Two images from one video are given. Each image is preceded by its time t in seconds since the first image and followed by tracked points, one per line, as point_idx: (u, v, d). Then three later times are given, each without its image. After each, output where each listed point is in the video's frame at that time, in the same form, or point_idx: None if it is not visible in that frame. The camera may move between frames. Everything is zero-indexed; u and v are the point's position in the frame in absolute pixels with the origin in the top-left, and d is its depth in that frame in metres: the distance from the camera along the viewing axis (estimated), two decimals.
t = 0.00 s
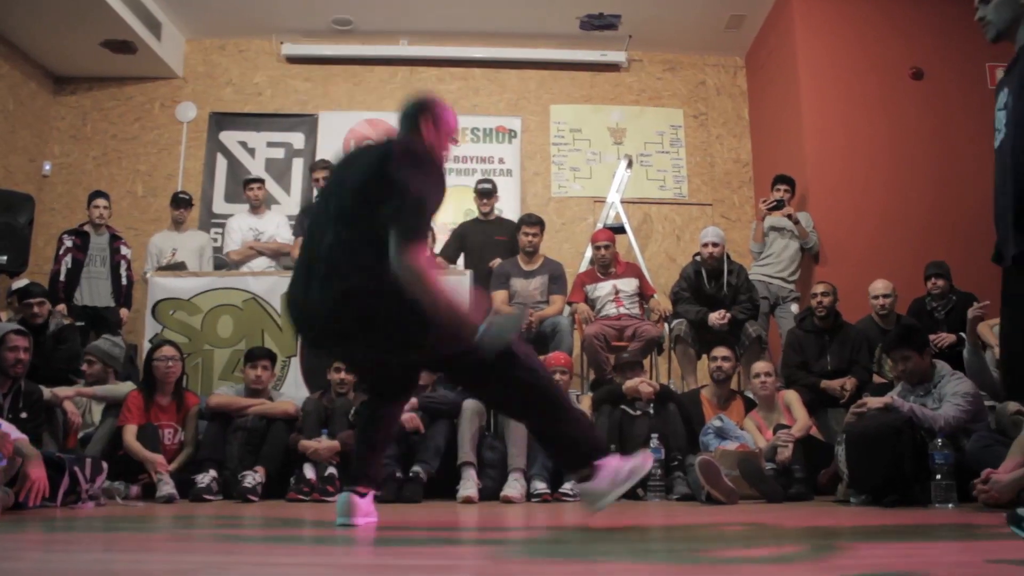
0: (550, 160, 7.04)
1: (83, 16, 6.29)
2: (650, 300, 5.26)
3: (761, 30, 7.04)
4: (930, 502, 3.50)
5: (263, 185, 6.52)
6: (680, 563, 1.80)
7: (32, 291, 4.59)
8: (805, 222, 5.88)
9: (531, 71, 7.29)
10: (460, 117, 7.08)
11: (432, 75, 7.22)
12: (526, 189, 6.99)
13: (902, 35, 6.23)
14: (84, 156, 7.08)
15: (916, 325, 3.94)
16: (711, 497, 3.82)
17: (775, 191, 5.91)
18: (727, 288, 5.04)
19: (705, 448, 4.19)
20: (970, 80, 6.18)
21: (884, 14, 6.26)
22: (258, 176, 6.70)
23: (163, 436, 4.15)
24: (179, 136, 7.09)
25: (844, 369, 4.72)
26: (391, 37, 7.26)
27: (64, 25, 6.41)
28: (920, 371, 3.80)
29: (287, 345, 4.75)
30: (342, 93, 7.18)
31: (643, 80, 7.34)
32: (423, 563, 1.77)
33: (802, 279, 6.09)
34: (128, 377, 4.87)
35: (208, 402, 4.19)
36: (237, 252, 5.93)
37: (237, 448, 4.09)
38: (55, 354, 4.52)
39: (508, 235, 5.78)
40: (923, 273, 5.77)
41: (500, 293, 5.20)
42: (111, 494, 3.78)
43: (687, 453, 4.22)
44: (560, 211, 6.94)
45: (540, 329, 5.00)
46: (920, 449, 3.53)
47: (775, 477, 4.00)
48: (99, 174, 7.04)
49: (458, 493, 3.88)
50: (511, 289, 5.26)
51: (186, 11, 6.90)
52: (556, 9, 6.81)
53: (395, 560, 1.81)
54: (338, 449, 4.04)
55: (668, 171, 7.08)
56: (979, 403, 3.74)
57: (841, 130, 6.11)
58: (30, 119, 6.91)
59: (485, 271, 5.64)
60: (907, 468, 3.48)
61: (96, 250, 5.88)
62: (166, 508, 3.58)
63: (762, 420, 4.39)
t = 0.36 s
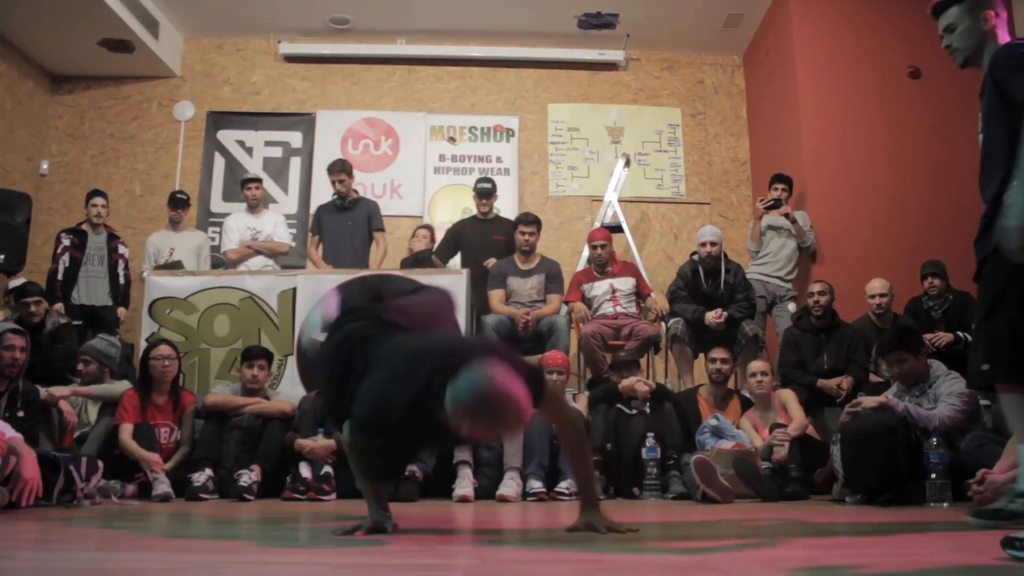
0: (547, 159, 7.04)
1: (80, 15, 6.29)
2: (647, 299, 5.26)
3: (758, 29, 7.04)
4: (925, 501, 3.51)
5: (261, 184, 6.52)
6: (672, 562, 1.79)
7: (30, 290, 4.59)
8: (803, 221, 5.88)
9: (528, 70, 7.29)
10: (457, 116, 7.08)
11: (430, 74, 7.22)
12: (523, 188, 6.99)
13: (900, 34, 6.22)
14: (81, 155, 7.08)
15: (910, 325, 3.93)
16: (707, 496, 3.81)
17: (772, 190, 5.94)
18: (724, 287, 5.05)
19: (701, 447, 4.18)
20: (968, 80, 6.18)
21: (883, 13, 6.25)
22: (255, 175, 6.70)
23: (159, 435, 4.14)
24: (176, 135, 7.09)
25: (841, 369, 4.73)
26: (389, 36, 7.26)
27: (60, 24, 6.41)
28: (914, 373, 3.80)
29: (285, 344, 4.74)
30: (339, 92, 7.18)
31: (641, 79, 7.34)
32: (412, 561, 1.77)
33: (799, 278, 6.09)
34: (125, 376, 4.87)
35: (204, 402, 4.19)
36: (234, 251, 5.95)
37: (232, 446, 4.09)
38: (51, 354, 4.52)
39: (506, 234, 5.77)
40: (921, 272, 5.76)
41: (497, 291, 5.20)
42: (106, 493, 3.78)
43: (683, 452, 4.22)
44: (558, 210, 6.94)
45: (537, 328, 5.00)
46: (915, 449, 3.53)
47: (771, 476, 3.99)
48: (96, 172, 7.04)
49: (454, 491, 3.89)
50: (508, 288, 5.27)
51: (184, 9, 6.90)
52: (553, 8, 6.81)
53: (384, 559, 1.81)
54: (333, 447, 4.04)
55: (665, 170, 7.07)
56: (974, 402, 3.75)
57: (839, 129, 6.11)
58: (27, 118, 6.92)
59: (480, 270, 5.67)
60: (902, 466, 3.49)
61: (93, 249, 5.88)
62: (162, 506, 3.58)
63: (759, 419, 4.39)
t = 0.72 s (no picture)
0: (543, 158, 7.05)
1: (75, 14, 6.29)
2: (642, 299, 5.26)
3: (754, 28, 7.04)
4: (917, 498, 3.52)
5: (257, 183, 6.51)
6: (661, 560, 1.79)
7: (24, 289, 4.58)
8: (798, 220, 5.90)
9: (524, 69, 7.29)
10: (454, 115, 7.08)
11: (427, 73, 7.23)
12: (519, 187, 6.99)
13: (896, 31, 6.22)
14: (77, 154, 7.08)
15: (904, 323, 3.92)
16: (700, 495, 3.80)
17: (768, 190, 5.94)
18: (718, 286, 5.05)
19: (695, 446, 4.19)
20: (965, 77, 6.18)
21: (879, 11, 6.25)
22: (251, 174, 6.70)
23: (153, 434, 4.15)
24: (172, 134, 7.09)
25: (836, 368, 4.72)
26: (385, 35, 7.26)
27: (56, 22, 6.41)
28: (908, 370, 3.79)
29: (280, 342, 4.72)
30: (335, 91, 7.18)
31: (637, 78, 7.35)
32: (397, 560, 1.76)
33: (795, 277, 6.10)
34: (120, 375, 4.87)
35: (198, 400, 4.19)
36: (230, 249, 5.96)
37: (226, 445, 4.10)
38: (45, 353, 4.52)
39: (488, 233, 5.77)
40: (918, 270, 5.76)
41: (492, 291, 5.20)
42: (99, 491, 3.78)
43: (677, 451, 4.23)
44: (554, 209, 6.94)
45: (532, 327, 5.00)
46: (907, 447, 3.53)
47: (764, 476, 3.99)
48: (92, 172, 7.04)
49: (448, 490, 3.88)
50: (502, 287, 5.27)
51: (180, 8, 6.90)
52: (549, 7, 6.82)
53: (372, 558, 1.80)
54: (326, 446, 4.03)
55: (662, 169, 7.07)
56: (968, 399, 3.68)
57: (836, 128, 6.11)
58: (23, 117, 6.92)
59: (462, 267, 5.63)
60: (894, 463, 3.49)
61: (89, 248, 5.88)
62: (155, 505, 3.58)
63: (753, 418, 4.38)
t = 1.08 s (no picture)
0: (542, 157, 7.05)
1: (74, 13, 6.29)
2: (640, 297, 5.25)
3: (753, 27, 7.04)
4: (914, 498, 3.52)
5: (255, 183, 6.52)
6: (655, 557, 1.79)
7: (21, 288, 4.59)
8: (796, 219, 5.90)
9: (522, 69, 7.29)
10: (452, 115, 7.08)
11: (426, 73, 7.23)
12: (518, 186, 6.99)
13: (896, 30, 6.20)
14: (75, 153, 7.08)
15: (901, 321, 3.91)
16: (697, 495, 3.79)
17: (767, 188, 5.97)
18: (716, 286, 5.05)
19: (692, 446, 4.19)
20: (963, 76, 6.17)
21: (878, 9, 6.24)
22: (249, 173, 6.71)
23: (150, 433, 4.15)
24: (170, 133, 7.09)
25: (833, 367, 4.72)
26: (384, 34, 7.26)
27: (55, 21, 6.41)
28: (908, 368, 3.81)
29: (276, 341, 4.74)
30: (334, 90, 7.18)
31: (635, 77, 7.35)
32: (389, 558, 1.76)
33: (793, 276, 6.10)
34: (117, 374, 4.87)
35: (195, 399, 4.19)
36: (229, 249, 5.96)
37: (223, 444, 4.10)
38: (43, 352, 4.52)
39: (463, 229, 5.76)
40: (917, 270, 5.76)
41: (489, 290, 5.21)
42: (95, 490, 3.78)
43: (674, 451, 4.22)
44: (553, 209, 6.94)
45: (529, 327, 5.00)
46: (905, 447, 3.53)
47: (762, 475, 3.98)
48: (90, 171, 7.04)
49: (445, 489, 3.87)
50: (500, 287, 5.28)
51: (178, 8, 6.91)
52: (547, 6, 6.82)
53: (366, 556, 1.80)
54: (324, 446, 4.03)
55: (660, 168, 7.07)
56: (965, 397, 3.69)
57: (834, 127, 6.11)
58: (22, 116, 6.92)
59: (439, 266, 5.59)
60: (891, 463, 3.49)
61: (87, 247, 5.88)
62: (152, 504, 3.58)
63: (751, 418, 4.38)
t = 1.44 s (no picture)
0: (540, 156, 7.05)
1: (73, 12, 6.30)
2: (639, 297, 5.25)
3: (752, 26, 7.04)
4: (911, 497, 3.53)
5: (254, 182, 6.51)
6: (650, 556, 1.78)
7: (19, 287, 4.59)
8: (794, 218, 5.90)
9: (521, 68, 7.29)
10: (451, 113, 7.08)
11: (424, 71, 7.23)
12: (516, 185, 6.99)
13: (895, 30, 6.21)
14: (74, 152, 7.09)
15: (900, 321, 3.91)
16: (694, 494, 3.79)
17: (765, 187, 5.96)
18: (714, 285, 5.06)
19: (690, 444, 4.19)
20: (961, 75, 6.17)
21: (877, 8, 6.23)
22: (248, 172, 6.71)
23: (148, 432, 4.16)
24: (169, 132, 7.09)
25: (832, 366, 4.72)
26: (382, 33, 7.26)
27: (53, 21, 6.41)
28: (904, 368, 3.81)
29: (275, 341, 4.76)
30: (333, 89, 7.18)
31: (634, 76, 7.35)
32: (381, 557, 1.75)
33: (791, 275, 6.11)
34: (115, 373, 4.87)
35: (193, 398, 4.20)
36: (227, 248, 5.96)
37: (220, 444, 4.10)
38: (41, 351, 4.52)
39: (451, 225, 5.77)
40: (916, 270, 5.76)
41: (488, 289, 5.21)
42: (93, 490, 3.78)
43: (672, 450, 4.21)
44: (551, 208, 6.94)
45: (527, 326, 5.01)
46: (902, 447, 3.54)
47: (759, 474, 3.98)
48: (89, 170, 7.04)
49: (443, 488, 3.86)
50: (498, 286, 5.28)
51: (177, 7, 6.91)
52: (546, 5, 6.82)
53: (359, 554, 1.80)
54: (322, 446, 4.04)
55: (659, 167, 7.07)
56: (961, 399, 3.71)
57: (834, 125, 6.10)
58: (21, 116, 6.92)
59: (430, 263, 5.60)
60: (889, 463, 3.50)
61: (86, 246, 5.88)
62: (149, 503, 3.58)
63: (748, 417, 4.37)
